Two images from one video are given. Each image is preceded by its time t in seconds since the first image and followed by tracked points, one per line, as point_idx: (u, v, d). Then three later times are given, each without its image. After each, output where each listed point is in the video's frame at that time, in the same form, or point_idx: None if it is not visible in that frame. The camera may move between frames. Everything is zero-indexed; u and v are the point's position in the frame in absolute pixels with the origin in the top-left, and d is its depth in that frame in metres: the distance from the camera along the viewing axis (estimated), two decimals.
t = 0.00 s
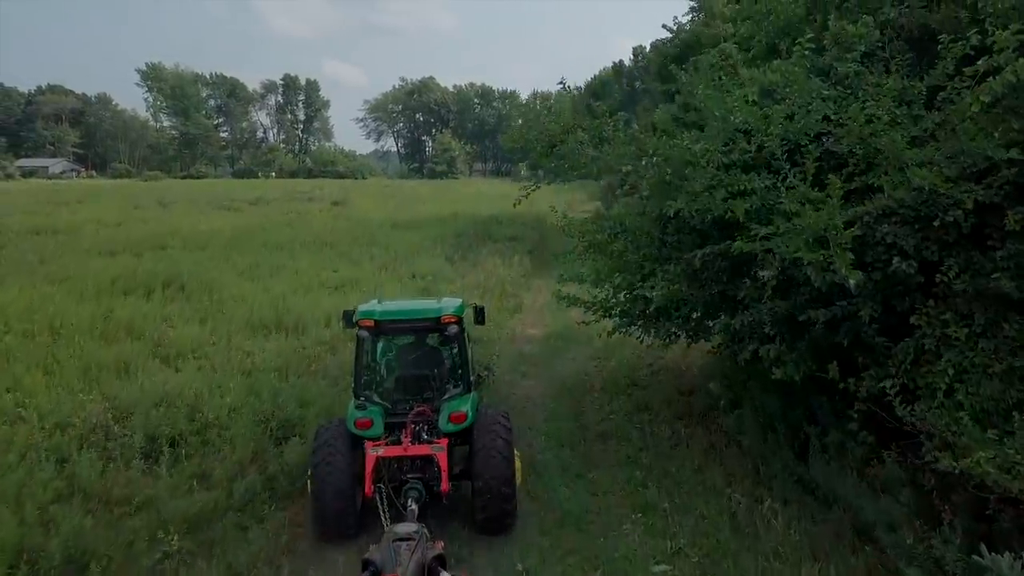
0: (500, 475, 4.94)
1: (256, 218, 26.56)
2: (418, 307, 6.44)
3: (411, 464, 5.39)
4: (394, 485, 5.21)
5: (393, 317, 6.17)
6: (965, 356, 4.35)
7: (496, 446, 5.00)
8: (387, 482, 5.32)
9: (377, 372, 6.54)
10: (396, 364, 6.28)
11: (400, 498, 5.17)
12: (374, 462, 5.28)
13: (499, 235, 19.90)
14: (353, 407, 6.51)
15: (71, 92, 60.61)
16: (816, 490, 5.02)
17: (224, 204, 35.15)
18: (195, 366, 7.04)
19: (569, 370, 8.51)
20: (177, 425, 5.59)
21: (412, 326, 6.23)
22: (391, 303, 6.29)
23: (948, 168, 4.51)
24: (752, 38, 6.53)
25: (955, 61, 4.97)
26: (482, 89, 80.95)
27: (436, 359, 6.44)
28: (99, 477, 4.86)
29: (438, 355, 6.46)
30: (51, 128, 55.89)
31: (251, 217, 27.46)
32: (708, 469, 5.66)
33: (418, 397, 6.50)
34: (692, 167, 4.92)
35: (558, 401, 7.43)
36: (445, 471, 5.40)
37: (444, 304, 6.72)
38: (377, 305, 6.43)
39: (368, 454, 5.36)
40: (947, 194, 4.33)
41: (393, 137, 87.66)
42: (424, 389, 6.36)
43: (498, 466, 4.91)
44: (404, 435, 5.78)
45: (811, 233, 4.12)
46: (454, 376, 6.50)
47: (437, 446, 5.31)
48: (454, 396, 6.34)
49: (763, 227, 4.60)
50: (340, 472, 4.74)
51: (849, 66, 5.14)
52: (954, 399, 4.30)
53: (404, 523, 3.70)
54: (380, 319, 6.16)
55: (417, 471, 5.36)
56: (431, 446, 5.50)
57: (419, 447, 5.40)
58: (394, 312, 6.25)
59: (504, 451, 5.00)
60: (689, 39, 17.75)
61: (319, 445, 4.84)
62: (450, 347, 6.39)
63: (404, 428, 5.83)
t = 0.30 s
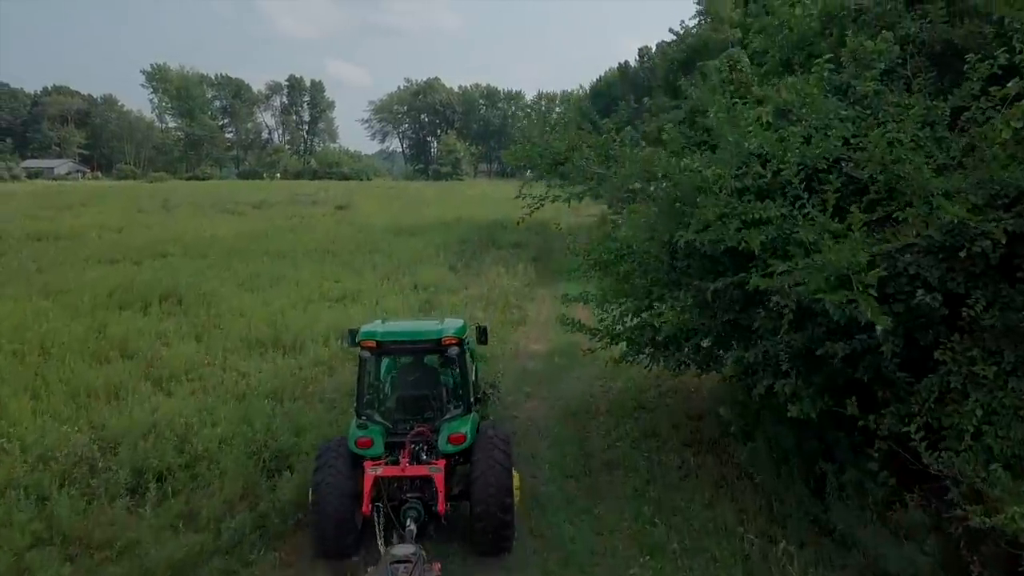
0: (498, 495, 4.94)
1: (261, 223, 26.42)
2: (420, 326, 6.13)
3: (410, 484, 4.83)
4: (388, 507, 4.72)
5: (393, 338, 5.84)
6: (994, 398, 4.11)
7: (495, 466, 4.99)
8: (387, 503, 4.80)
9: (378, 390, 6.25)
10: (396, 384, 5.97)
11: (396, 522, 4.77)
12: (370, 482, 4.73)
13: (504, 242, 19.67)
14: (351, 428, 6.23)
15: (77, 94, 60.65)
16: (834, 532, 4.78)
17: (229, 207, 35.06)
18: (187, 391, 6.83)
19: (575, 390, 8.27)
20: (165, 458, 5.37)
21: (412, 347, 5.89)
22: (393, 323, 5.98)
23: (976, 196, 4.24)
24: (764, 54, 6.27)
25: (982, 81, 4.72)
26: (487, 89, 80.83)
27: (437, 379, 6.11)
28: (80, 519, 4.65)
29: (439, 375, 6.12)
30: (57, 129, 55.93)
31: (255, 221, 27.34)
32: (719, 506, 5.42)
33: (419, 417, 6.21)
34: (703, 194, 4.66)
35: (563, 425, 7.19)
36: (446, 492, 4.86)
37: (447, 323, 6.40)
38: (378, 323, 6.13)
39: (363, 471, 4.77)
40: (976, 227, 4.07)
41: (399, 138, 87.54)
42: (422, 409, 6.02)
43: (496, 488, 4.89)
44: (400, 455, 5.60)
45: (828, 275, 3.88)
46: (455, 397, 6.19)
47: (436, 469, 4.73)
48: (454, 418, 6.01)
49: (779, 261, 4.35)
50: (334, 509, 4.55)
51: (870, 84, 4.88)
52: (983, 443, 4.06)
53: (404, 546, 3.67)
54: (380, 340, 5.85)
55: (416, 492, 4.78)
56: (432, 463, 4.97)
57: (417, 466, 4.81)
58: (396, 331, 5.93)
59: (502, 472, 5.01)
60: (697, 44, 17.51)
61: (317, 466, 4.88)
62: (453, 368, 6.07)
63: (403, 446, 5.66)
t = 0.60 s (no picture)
0: (497, 514, 5.03)
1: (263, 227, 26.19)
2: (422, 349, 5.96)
3: (411, 505, 5.22)
4: (389, 528, 5.05)
5: (395, 360, 5.66)
6: None
7: (494, 485, 5.09)
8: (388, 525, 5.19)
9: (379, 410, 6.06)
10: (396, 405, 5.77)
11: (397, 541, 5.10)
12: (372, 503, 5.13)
13: (507, 249, 19.40)
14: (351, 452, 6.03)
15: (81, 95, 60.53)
16: None
17: (232, 210, 34.90)
18: (177, 417, 6.62)
19: (578, 411, 8.03)
20: (150, 493, 5.16)
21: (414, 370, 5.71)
22: (394, 345, 5.81)
23: (1001, 225, 3.87)
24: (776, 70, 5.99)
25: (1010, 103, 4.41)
26: (492, 91, 80.68)
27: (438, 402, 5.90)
28: (57, 564, 4.45)
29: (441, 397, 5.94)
30: (61, 131, 55.80)
31: (257, 226, 27.14)
32: (728, 545, 5.21)
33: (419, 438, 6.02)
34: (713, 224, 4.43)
35: (566, 451, 6.97)
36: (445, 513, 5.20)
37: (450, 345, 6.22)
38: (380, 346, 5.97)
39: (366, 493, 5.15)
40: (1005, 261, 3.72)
41: (403, 139, 87.35)
42: (422, 430, 5.80)
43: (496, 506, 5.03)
44: (399, 478, 5.47)
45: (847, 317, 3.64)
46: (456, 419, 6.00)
47: (436, 492, 5.08)
48: (454, 440, 5.77)
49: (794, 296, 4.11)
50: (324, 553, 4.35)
51: (889, 106, 4.61)
52: (1013, 493, 3.78)
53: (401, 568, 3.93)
54: (381, 362, 5.67)
55: (416, 513, 5.15)
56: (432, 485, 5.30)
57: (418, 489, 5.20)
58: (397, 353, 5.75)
59: (501, 489, 5.10)
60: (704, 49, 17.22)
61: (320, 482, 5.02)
62: (454, 390, 5.86)
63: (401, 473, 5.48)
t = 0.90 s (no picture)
0: (492, 535, 5.23)
1: (262, 233, 25.98)
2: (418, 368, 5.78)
3: (405, 522, 5.02)
4: (383, 546, 4.89)
5: (390, 380, 5.47)
6: None
7: (490, 504, 5.32)
8: (381, 541, 4.97)
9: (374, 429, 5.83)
10: (391, 424, 5.59)
11: (391, 560, 4.93)
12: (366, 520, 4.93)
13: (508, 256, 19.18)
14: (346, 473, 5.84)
15: (82, 96, 60.35)
16: None
17: (233, 214, 34.70)
18: (164, 444, 6.40)
19: (580, 432, 7.82)
20: (131, 531, 4.96)
21: (410, 388, 5.51)
22: (389, 363, 5.63)
23: None
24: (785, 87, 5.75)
25: None
26: (494, 92, 80.63)
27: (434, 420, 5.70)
28: None
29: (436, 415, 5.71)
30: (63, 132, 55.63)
31: (256, 231, 26.91)
32: None
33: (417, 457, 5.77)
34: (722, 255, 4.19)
35: (568, 478, 6.75)
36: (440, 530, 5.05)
37: (448, 363, 6.05)
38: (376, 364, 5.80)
39: (359, 509, 4.99)
40: None
41: (405, 139, 87.20)
42: (418, 450, 5.59)
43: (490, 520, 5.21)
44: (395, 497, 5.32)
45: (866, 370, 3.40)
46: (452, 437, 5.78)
47: (428, 511, 4.88)
48: (451, 460, 5.58)
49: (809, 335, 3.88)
50: None
51: (907, 128, 4.37)
52: None
53: None
54: (375, 381, 5.50)
55: (411, 531, 4.97)
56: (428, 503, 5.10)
57: (412, 506, 5.00)
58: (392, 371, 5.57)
59: (496, 510, 5.32)
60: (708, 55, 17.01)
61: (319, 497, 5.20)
62: (450, 409, 5.67)
63: (397, 491, 5.33)
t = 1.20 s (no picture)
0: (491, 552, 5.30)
1: (260, 238, 25.74)
2: (420, 388, 5.89)
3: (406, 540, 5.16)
4: (383, 562, 5.01)
5: (393, 400, 5.59)
6: None
7: (490, 522, 5.40)
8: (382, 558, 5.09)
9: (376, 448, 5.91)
10: (393, 442, 5.67)
11: None
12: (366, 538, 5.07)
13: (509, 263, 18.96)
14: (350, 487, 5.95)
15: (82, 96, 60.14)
16: None
17: (232, 217, 34.51)
18: (148, 473, 6.19)
19: (580, 455, 7.58)
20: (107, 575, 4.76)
21: (411, 409, 5.62)
22: (392, 383, 5.73)
23: None
24: (793, 102, 5.51)
25: None
26: (495, 93, 80.43)
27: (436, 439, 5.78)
28: None
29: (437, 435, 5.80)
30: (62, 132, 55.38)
31: (254, 236, 26.70)
32: None
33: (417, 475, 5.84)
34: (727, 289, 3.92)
35: (568, 507, 6.52)
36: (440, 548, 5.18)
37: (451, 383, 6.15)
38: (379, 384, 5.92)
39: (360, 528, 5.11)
40: None
41: (406, 140, 86.97)
42: (419, 468, 5.69)
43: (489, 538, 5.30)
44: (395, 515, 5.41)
45: (887, 426, 3.06)
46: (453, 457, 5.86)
47: (428, 530, 5.02)
48: (451, 478, 5.65)
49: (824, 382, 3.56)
50: None
51: (926, 153, 4.11)
52: None
53: None
54: (377, 401, 5.60)
55: (412, 549, 5.10)
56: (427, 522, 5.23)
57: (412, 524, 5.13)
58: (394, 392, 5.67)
59: (496, 527, 5.39)
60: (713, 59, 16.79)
61: (321, 518, 5.35)
62: (451, 428, 5.75)
63: (397, 509, 5.42)
